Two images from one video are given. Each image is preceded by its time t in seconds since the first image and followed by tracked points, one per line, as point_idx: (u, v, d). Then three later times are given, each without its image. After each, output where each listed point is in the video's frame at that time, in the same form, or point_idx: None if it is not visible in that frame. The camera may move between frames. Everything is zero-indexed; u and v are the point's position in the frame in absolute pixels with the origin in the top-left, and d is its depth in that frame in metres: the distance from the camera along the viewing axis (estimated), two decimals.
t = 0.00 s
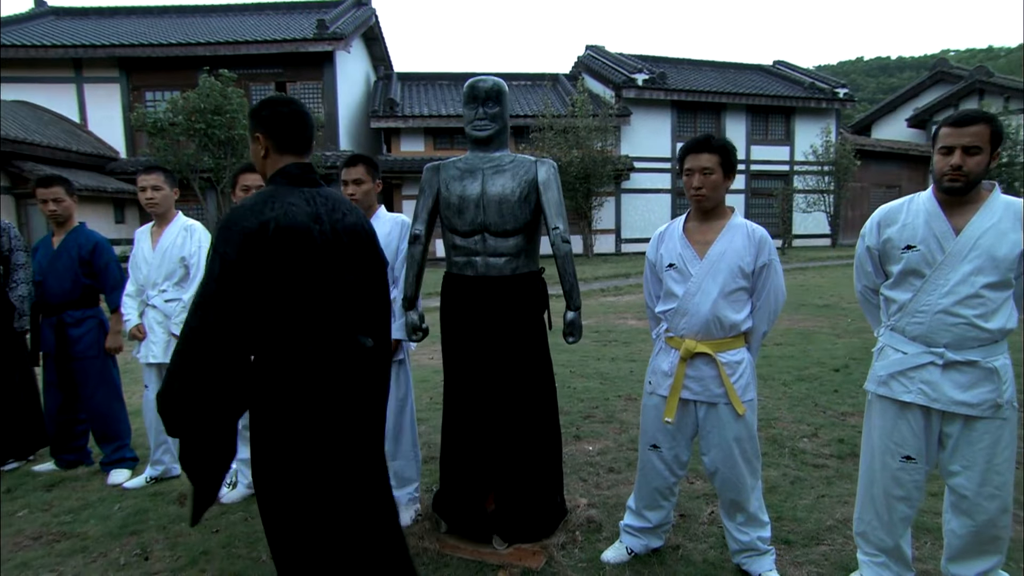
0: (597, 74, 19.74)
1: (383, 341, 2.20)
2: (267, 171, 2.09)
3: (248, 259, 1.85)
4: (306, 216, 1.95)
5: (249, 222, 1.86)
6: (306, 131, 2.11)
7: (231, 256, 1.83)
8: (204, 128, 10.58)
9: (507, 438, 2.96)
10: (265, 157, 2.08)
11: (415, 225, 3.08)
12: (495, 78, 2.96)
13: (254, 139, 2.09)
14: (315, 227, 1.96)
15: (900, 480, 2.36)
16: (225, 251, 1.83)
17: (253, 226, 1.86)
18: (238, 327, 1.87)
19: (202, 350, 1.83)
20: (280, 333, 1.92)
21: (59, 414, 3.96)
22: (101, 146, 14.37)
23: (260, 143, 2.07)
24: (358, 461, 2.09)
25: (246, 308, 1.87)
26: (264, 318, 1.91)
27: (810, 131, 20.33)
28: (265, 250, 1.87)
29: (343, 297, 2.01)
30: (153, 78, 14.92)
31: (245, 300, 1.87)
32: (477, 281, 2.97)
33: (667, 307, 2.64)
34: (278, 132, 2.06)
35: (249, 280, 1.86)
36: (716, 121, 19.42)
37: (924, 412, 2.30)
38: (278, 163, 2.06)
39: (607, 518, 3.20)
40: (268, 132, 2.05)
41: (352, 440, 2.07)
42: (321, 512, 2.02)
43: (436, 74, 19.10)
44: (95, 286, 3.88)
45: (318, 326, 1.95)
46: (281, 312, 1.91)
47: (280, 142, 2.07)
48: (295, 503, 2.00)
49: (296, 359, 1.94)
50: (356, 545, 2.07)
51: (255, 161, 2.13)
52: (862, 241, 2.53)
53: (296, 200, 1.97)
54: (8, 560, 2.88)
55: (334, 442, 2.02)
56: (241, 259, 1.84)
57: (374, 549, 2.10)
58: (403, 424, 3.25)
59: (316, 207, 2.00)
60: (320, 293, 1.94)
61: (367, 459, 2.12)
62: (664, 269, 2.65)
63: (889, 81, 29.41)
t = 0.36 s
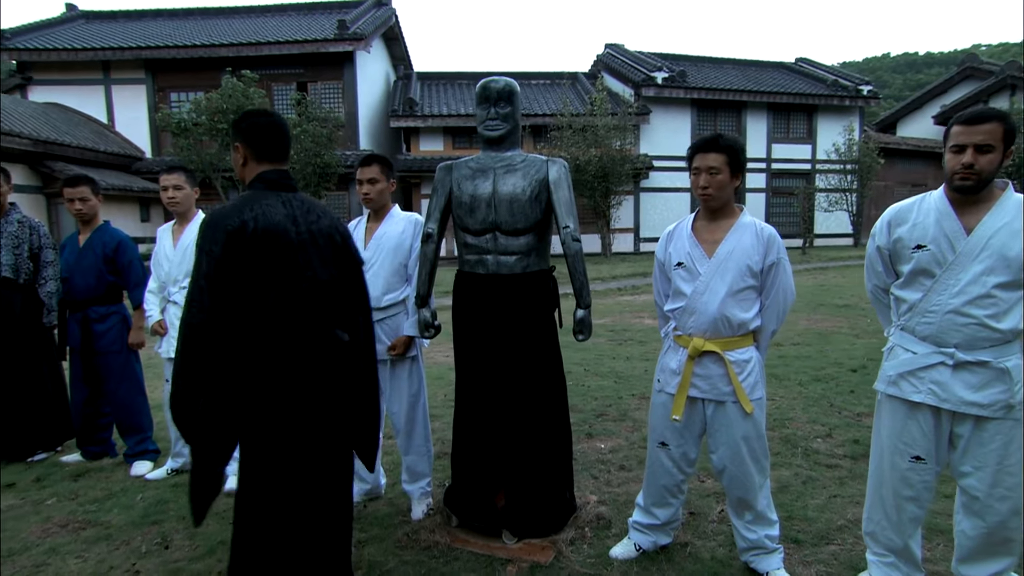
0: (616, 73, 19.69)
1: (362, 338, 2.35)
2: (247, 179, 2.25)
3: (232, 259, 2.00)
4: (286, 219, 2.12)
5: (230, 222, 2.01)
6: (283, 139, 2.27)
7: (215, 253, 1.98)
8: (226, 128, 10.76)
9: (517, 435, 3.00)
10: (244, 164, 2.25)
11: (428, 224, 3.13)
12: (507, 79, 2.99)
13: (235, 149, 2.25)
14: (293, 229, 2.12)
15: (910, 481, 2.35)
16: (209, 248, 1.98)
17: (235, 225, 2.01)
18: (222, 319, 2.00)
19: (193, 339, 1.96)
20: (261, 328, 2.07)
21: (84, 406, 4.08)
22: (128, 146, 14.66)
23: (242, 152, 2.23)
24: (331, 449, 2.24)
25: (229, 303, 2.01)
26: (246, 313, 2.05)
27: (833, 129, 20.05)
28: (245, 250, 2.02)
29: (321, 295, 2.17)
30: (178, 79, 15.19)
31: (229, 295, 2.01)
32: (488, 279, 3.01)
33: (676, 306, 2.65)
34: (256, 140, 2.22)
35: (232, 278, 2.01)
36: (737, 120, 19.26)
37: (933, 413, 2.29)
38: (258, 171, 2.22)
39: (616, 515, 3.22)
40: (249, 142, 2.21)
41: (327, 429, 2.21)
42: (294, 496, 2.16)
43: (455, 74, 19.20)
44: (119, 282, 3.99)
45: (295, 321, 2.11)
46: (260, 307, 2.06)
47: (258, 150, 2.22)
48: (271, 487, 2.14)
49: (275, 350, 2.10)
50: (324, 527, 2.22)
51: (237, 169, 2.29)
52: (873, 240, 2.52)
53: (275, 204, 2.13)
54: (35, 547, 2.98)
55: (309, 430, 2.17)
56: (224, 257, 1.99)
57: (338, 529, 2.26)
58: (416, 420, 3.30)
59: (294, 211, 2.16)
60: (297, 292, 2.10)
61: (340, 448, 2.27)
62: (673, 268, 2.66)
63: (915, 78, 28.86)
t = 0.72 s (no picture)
0: (628, 71, 19.63)
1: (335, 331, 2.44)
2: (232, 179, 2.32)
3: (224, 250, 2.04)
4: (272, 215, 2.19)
5: (223, 214, 2.06)
6: (266, 144, 2.36)
7: (209, 243, 2.01)
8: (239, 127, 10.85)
9: (523, 431, 3.02)
10: (230, 165, 2.32)
11: (435, 222, 3.17)
12: (513, 78, 3.02)
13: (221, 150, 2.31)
14: (277, 225, 2.19)
15: (913, 479, 2.35)
16: (201, 237, 2.00)
17: (227, 218, 2.06)
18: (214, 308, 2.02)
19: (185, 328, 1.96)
20: (249, 319, 2.11)
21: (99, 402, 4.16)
22: (144, 145, 14.85)
23: (227, 154, 2.30)
24: (311, 437, 2.30)
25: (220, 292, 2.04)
26: (236, 303, 2.08)
27: (847, 126, 19.86)
28: (237, 241, 2.07)
29: (302, 290, 2.25)
30: (192, 79, 15.35)
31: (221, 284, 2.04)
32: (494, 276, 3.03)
33: (680, 303, 2.66)
34: (241, 144, 2.30)
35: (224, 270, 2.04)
36: (749, 117, 19.14)
37: (938, 412, 2.29)
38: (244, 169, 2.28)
39: (621, 512, 3.24)
40: (235, 144, 2.29)
41: (307, 417, 2.28)
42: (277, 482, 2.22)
43: (466, 72, 19.24)
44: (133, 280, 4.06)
45: (279, 314, 2.17)
46: (243, 289, 2.09)
47: (244, 152, 2.31)
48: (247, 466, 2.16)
49: (264, 338, 2.15)
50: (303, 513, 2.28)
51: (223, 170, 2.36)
52: (878, 239, 2.53)
53: (262, 201, 2.19)
54: (51, 538, 3.05)
55: (291, 418, 2.23)
56: (217, 248, 2.02)
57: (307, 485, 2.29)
58: (423, 416, 3.33)
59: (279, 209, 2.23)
60: (282, 284, 2.16)
61: (320, 437, 2.33)
62: (677, 265, 2.68)
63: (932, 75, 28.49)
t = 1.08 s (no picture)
0: (639, 64, 19.54)
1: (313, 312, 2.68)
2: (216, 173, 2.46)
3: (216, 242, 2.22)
4: (258, 207, 2.37)
5: (215, 208, 2.24)
6: (247, 138, 2.47)
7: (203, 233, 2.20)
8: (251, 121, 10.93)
9: (529, 422, 3.05)
10: (215, 161, 2.44)
11: (442, 216, 3.19)
12: (520, 72, 3.03)
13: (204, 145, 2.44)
14: (264, 216, 2.39)
15: (918, 473, 2.35)
16: (197, 230, 2.19)
17: (219, 211, 2.24)
18: (207, 294, 2.22)
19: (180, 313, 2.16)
20: (239, 303, 2.31)
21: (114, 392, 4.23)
22: (158, 139, 14.98)
23: (210, 150, 2.42)
24: (291, 405, 2.48)
25: (212, 279, 2.24)
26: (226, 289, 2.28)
27: (862, 119, 19.65)
28: (228, 232, 2.25)
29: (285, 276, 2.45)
30: (205, 74, 15.48)
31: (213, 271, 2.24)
32: (501, 269, 3.06)
33: (685, 296, 2.68)
34: (224, 141, 2.41)
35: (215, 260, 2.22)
36: (762, 111, 19.01)
37: (943, 406, 2.29)
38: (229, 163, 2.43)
39: (626, 504, 3.26)
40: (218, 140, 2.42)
41: (294, 391, 2.49)
42: (258, 449, 2.39)
43: (477, 67, 19.24)
44: (146, 273, 4.11)
45: (270, 298, 2.39)
46: (233, 277, 2.29)
47: (227, 148, 2.42)
48: (237, 440, 2.35)
49: (253, 319, 2.35)
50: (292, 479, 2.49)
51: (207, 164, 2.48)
52: (883, 232, 2.53)
53: (248, 194, 2.37)
54: (68, 524, 3.12)
55: (280, 393, 2.44)
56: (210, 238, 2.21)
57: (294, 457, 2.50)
58: (431, 408, 3.36)
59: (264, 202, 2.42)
60: (269, 270, 2.38)
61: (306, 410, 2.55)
62: (682, 259, 2.69)
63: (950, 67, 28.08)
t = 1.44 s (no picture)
0: (650, 58, 19.46)
1: (285, 311, 2.66)
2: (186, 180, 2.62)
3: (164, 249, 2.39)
4: (209, 211, 2.46)
5: (163, 217, 2.40)
6: (211, 145, 2.58)
7: (151, 241, 2.39)
8: (262, 116, 11.00)
9: (534, 416, 3.07)
10: (179, 167, 2.56)
11: (449, 211, 3.21)
12: (526, 67, 3.04)
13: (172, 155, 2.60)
14: (216, 221, 2.46)
15: (921, 467, 2.35)
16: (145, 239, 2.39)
17: (167, 220, 2.40)
18: (158, 297, 2.41)
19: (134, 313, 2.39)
20: (190, 304, 2.44)
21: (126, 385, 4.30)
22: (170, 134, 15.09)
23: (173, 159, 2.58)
24: (257, 399, 2.59)
25: (163, 282, 2.42)
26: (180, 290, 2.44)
27: (875, 113, 19.47)
28: (175, 239, 2.40)
29: (242, 277, 2.50)
30: (217, 70, 15.58)
31: (162, 276, 2.40)
32: (506, 263, 3.08)
33: (690, 291, 2.68)
34: (188, 148, 2.54)
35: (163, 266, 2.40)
36: (774, 105, 18.87)
37: (946, 400, 2.29)
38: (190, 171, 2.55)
39: (631, 498, 3.28)
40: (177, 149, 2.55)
41: (253, 388, 2.56)
42: (224, 439, 2.56)
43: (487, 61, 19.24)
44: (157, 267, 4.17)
45: (225, 298, 2.47)
46: (184, 281, 2.43)
47: (190, 156, 2.54)
48: (203, 430, 2.53)
49: (205, 318, 2.45)
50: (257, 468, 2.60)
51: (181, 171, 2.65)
52: (888, 228, 2.53)
53: (201, 200, 2.47)
54: (81, 514, 3.18)
55: (236, 390, 2.53)
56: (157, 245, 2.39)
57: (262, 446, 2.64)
58: (438, 401, 3.39)
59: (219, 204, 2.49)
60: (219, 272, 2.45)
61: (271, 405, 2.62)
62: (687, 253, 2.69)
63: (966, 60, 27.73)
